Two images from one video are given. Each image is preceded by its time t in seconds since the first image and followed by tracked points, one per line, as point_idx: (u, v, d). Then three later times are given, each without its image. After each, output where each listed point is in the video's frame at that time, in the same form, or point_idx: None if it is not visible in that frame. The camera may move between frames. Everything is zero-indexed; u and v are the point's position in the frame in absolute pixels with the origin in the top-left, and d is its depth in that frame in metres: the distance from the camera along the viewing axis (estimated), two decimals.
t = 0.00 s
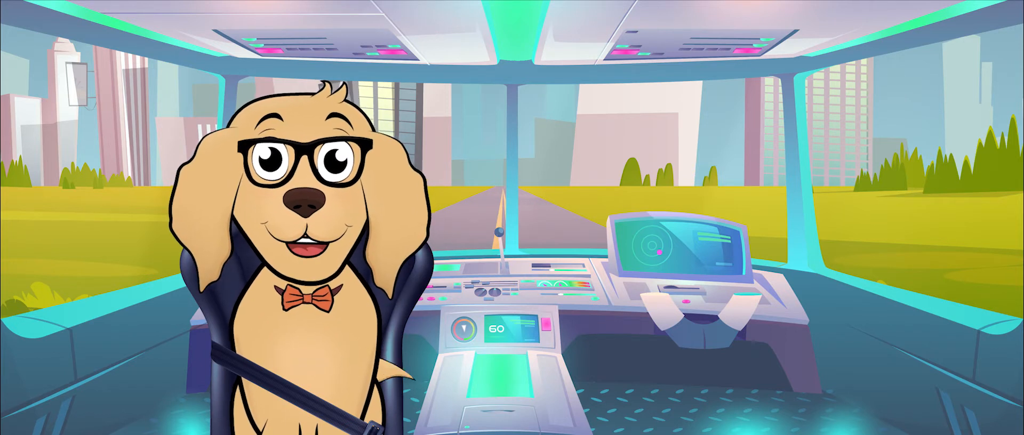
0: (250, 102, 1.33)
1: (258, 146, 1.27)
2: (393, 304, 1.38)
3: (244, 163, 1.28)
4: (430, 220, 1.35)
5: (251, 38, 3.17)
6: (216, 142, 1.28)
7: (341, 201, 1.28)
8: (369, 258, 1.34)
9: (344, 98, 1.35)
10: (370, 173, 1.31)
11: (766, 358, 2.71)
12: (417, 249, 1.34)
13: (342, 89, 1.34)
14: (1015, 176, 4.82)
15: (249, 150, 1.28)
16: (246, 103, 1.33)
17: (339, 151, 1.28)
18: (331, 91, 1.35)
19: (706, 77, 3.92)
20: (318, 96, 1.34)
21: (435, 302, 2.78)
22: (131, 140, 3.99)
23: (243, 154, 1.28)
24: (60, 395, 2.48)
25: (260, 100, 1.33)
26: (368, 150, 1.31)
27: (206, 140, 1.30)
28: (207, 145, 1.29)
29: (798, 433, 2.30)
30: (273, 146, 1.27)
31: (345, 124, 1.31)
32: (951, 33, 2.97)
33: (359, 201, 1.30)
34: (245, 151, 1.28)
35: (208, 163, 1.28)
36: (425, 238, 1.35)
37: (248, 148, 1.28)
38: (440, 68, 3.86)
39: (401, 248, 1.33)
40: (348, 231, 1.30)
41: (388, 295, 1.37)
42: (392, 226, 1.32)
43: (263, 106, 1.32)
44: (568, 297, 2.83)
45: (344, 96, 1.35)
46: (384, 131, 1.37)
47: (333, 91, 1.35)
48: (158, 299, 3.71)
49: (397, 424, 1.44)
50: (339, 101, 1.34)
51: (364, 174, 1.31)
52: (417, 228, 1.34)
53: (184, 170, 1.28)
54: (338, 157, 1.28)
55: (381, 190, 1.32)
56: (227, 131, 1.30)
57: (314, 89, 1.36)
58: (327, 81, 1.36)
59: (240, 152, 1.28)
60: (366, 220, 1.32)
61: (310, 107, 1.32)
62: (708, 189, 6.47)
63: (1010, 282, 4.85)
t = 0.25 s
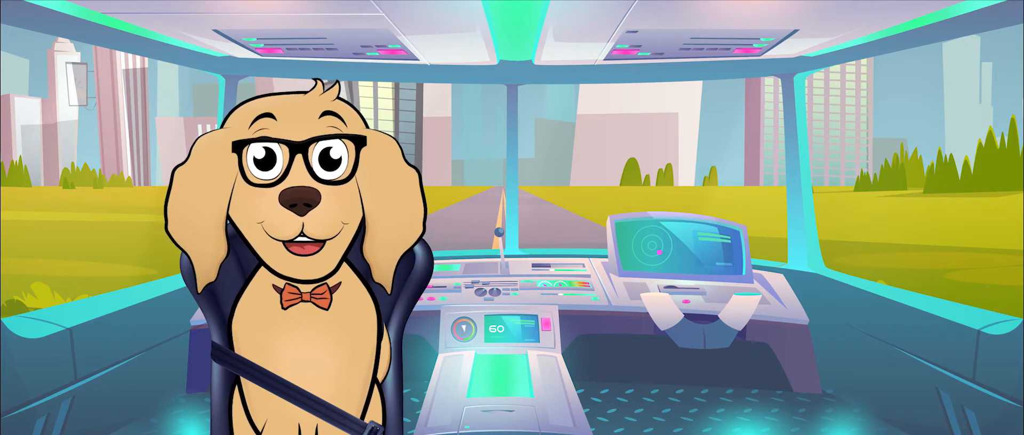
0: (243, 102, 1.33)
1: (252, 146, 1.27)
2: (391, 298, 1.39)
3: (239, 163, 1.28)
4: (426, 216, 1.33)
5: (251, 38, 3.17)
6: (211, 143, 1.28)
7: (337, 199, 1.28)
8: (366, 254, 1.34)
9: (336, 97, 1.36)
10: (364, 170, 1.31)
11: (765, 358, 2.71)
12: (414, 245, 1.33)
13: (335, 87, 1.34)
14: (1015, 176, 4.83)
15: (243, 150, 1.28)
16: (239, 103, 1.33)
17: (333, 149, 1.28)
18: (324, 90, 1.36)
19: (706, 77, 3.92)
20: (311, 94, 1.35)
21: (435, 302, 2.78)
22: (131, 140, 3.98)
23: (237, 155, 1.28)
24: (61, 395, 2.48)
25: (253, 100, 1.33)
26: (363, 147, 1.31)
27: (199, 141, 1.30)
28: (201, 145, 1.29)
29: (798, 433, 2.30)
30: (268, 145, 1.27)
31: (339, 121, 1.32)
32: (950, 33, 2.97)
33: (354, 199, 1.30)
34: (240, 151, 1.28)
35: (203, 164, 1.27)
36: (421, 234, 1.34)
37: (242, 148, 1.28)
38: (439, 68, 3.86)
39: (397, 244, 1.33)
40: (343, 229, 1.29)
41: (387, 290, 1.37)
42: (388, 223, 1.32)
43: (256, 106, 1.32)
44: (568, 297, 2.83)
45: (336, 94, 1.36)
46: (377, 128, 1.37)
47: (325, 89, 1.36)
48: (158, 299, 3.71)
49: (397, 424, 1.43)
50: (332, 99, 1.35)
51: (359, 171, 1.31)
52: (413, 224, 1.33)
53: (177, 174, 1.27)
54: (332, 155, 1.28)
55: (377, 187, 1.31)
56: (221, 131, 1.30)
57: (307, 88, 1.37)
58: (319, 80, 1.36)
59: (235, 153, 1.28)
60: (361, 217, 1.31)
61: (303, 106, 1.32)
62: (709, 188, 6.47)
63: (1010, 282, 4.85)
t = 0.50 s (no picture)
0: (240, 97, 1.32)
1: (249, 140, 1.27)
2: (390, 291, 1.38)
3: (237, 159, 1.28)
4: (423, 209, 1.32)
5: (251, 38, 3.17)
6: (208, 138, 1.28)
7: (335, 193, 1.28)
8: (364, 244, 1.32)
9: (333, 90, 1.34)
10: (361, 164, 1.30)
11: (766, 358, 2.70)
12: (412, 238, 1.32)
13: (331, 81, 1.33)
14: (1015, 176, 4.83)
15: (241, 145, 1.28)
16: (235, 98, 1.33)
17: (330, 142, 1.28)
18: (321, 83, 1.34)
19: (705, 77, 3.92)
20: (307, 88, 1.33)
21: (435, 302, 2.78)
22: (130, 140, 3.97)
23: (235, 150, 1.28)
24: (61, 395, 2.48)
25: (250, 94, 1.32)
26: (360, 140, 1.30)
27: (196, 137, 1.30)
28: (198, 140, 1.29)
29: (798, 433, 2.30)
30: (265, 140, 1.27)
31: (336, 116, 1.31)
32: (950, 33, 2.97)
33: (352, 193, 1.30)
34: (237, 146, 1.28)
35: (200, 159, 1.28)
36: (420, 228, 1.33)
37: (240, 143, 1.28)
38: (439, 68, 3.86)
39: (394, 237, 1.32)
40: (342, 222, 1.30)
41: (382, 281, 1.37)
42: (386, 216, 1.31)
43: (252, 100, 1.31)
44: (568, 297, 2.83)
45: (333, 88, 1.34)
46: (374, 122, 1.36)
47: (322, 83, 1.34)
48: (158, 299, 3.71)
49: (397, 424, 1.42)
50: (329, 93, 1.34)
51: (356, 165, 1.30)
52: (411, 217, 1.32)
53: (176, 168, 1.28)
54: (329, 148, 1.27)
55: (376, 181, 1.30)
56: (218, 127, 1.30)
57: (304, 82, 1.36)
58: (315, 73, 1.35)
59: (232, 148, 1.28)
60: (359, 210, 1.31)
61: (300, 99, 1.32)
62: (709, 189, 6.47)
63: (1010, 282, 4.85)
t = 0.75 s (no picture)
0: (238, 90, 1.32)
1: (249, 133, 1.27)
2: (392, 283, 1.39)
3: (236, 152, 1.28)
4: (423, 200, 1.33)
5: (251, 38, 3.17)
6: (207, 131, 1.28)
7: (334, 184, 1.28)
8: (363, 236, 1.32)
9: (331, 82, 1.35)
10: (360, 157, 1.30)
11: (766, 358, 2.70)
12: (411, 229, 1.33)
13: (329, 72, 1.33)
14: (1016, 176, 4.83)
15: (240, 138, 1.28)
16: (233, 91, 1.33)
17: (329, 134, 1.28)
18: (318, 75, 1.35)
19: (705, 77, 3.92)
20: (305, 80, 1.34)
21: (435, 302, 2.78)
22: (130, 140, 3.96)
23: (234, 143, 1.28)
24: (60, 395, 2.48)
25: (248, 86, 1.32)
26: (358, 131, 1.30)
27: (195, 131, 1.30)
28: (198, 133, 1.29)
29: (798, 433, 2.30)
30: (264, 132, 1.26)
31: (334, 108, 1.32)
32: (950, 33, 2.97)
33: (351, 184, 1.29)
34: (237, 138, 1.28)
35: (200, 154, 1.27)
36: (419, 218, 1.33)
37: (239, 136, 1.28)
38: (439, 68, 3.86)
39: (394, 228, 1.32)
40: (342, 213, 1.29)
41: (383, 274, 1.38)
42: (386, 207, 1.31)
43: (250, 94, 1.31)
44: (568, 297, 2.83)
45: (331, 80, 1.35)
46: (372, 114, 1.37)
47: (319, 75, 1.35)
48: (158, 299, 3.70)
49: (397, 424, 1.43)
50: (326, 84, 1.34)
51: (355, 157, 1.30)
52: (410, 208, 1.32)
53: (176, 161, 1.28)
54: (328, 139, 1.27)
55: (373, 173, 1.31)
56: (216, 120, 1.30)
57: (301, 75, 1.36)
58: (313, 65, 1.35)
59: (231, 141, 1.28)
60: (359, 202, 1.31)
61: (298, 92, 1.32)
62: (709, 188, 6.47)
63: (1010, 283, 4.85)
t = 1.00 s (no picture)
0: (235, 86, 1.32)
1: (248, 130, 1.27)
2: (394, 275, 1.39)
3: (236, 149, 1.28)
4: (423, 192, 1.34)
5: (251, 38, 3.17)
6: (207, 129, 1.28)
7: (335, 178, 1.28)
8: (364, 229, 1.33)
9: (328, 75, 1.35)
10: (360, 150, 1.30)
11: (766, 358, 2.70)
12: (412, 221, 1.33)
13: (326, 66, 1.33)
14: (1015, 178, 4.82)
15: (239, 135, 1.28)
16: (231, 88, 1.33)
17: (328, 128, 1.28)
18: (315, 69, 1.34)
19: (706, 77, 3.92)
20: (302, 75, 1.33)
21: (435, 302, 2.78)
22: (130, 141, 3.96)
23: (233, 140, 1.28)
24: (60, 394, 2.47)
25: (246, 83, 1.32)
26: (356, 125, 1.30)
27: (194, 129, 1.29)
28: (198, 131, 1.28)
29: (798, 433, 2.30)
30: (263, 129, 1.27)
31: (332, 102, 1.31)
32: (950, 33, 2.98)
33: (352, 178, 1.30)
34: (236, 135, 1.28)
35: (200, 152, 1.27)
36: (419, 209, 1.34)
37: (239, 133, 1.28)
38: (439, 68, 3.86)
39: (395, 220, 1.33)
40: (343, 206, 1.30)
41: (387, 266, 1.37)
42: (386, 199, 1.32)
43: (248, 90, 1.31)
44: (568, 297, 2.84)
45: (328, 72, 1.34)
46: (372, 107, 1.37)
47: (316, 68, 1.34)
48: (158, 299, 3.70)
49: (397, 424, 1.44)
50: (323, 78, 1.34)
51: (354, 151, 1.30)
52: (411, 199, 1.33)
53: (176, 159, 1.27)
54: (327, 133, 1.27)
55: (373, 165, 1.31)
56: (215, 118, 1.29)
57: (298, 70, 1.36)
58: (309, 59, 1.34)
59: (231, 138, 1.28)
60: (359, 195, 1.31)
61: (295, 86, 1.31)
62: (709, 190, 6.47)
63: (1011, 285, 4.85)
